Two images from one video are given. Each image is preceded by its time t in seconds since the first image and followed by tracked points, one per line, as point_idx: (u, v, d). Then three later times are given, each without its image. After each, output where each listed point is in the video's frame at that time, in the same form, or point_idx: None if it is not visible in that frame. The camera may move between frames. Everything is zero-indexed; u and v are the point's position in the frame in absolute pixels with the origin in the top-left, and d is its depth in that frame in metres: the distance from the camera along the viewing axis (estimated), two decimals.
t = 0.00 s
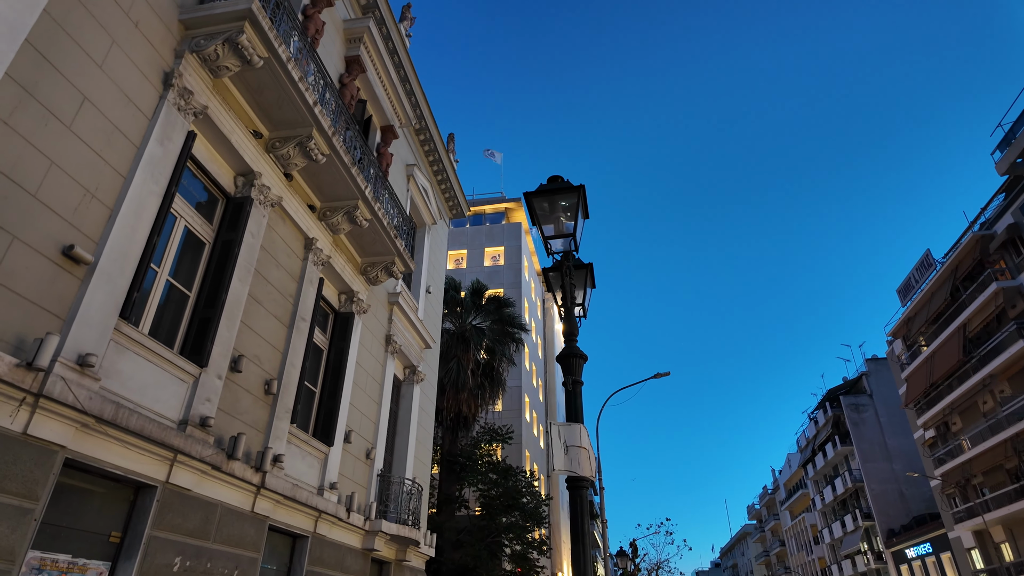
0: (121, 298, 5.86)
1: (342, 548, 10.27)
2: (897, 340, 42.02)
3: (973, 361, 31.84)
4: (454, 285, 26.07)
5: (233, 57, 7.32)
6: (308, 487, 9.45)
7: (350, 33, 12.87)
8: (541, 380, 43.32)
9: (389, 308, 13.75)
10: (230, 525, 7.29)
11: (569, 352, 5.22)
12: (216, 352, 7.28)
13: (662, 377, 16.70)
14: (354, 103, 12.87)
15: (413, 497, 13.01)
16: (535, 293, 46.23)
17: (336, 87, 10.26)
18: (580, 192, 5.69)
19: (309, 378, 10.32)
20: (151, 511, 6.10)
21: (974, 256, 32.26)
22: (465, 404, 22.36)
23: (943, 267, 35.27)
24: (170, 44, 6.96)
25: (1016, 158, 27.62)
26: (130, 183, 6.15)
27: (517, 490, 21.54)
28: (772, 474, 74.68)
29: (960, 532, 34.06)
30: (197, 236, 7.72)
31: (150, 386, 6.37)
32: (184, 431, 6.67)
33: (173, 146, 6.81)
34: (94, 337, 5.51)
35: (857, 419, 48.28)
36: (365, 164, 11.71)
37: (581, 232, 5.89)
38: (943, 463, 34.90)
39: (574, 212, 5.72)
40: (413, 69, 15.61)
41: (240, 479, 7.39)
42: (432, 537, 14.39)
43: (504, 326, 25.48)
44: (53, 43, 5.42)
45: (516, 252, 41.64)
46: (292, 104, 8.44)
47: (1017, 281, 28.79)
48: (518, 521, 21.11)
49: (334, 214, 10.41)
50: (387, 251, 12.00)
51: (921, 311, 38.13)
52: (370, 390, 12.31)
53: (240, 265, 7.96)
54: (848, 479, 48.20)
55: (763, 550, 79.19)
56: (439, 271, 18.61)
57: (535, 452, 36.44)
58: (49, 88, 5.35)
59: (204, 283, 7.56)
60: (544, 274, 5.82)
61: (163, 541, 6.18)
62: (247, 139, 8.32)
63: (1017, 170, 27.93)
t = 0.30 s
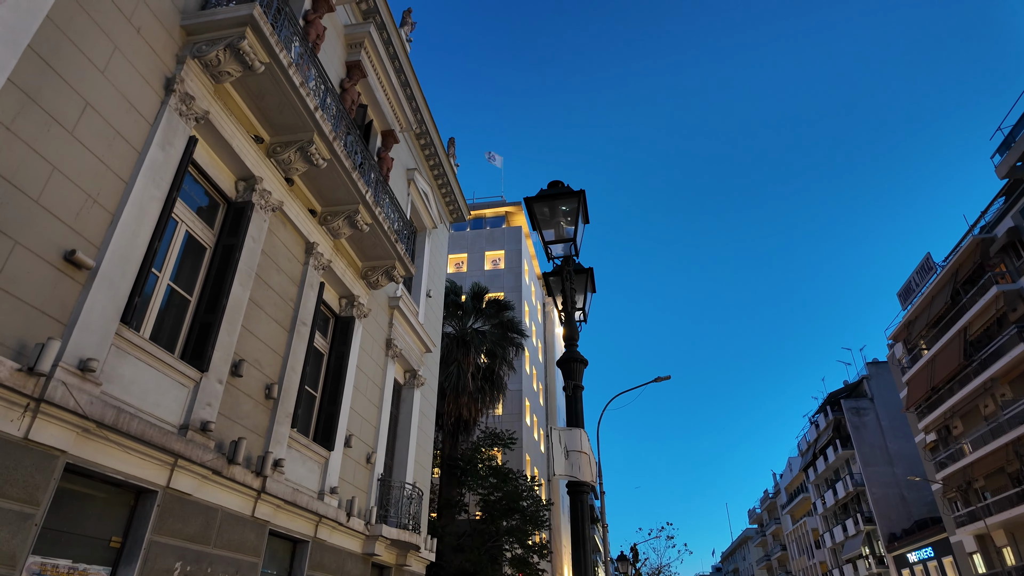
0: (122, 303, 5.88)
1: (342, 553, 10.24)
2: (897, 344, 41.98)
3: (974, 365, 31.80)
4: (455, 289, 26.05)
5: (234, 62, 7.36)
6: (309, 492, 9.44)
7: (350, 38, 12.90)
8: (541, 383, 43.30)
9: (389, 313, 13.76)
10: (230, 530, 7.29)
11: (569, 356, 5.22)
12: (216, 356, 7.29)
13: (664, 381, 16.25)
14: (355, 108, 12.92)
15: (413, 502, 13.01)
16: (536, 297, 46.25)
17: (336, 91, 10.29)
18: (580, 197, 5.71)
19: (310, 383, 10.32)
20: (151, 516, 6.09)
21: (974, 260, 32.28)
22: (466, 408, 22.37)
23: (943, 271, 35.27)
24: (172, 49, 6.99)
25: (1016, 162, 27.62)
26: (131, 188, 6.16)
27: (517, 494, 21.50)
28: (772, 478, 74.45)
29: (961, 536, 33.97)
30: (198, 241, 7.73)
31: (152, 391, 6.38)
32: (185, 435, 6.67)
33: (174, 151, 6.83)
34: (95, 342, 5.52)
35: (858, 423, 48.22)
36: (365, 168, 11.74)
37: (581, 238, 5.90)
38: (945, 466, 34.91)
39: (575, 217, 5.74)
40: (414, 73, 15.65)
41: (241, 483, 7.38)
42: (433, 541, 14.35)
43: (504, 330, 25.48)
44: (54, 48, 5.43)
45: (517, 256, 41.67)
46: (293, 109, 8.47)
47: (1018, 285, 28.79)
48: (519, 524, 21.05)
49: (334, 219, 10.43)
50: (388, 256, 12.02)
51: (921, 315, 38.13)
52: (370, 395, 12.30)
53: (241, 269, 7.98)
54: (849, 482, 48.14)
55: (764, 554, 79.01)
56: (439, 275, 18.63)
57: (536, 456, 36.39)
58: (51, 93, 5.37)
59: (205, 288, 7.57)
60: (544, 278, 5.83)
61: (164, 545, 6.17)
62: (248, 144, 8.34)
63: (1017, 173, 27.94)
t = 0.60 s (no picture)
0: (122, 308, 5.90)
1: (342, 557, 10.22)
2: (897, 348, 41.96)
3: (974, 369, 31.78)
4: (455, 293, 26.07)
5: (234, 68, 7.39)
6: (308, 496, 9.43)
7: (350, 44, 12.96)
8: (541, 387, 43.25)
9: (389, 317, 13.78)
10: (229, 535, 7.29)
11: (568, 361, 5.24)
12: (216, 360, 7.31)
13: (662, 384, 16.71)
14: (355, 113, 12.97)
15: (413, 506, 13.01)
16: (535, 301, 46.25)
17: (336, 96, 10.34)
18: (578, 203, 5.73)
19: (309, 387, 10.32)
20: (150, 521, 6.10)
21: (973, 264, 32.30)
22: (465, 412, 22.36)
23: (943, 275, 35.28)
24: (172, 55, 7.03)
25: (1014, 166, 27.64)
26: (131, 193, 6.19)
27: (517, 498, 21.46)
28: (773, 482, 74.30)
29: (962, 541, 33.88)
30: (198, 245, 7.75)
31: (152, 396, 6.40)
32: (184, 440, 6.68)
33: (174, 156, 6.85)
34: (95, 347, 5.54)
35: (859, 427, 48.16)
36: (365, 173, 11.78)
37: (579, 242, 5.92)
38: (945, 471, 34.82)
39: (573, 222, 5.76)
40: (414, 78, 15.71)
41: (240, 488, 7.39)
42: (433, 546, 14.32)
43: (504, 334, 25.51)
44: (55, 55, 5.46)
45: (517, 260, 41.71)
46: (293, 115, 8.51)
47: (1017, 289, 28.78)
48: (518, 529, 21.01)
49: (334, 223, 10.47)
50: (387, 260, 12.04)
51: (921, 319, 38.12)
52: (370, 399, 12.31)
53: (241, 274, 8.00)
54: (850, 487, 48.06)
55: (765, 559, 78.76)
56: (439, 279, 18.65)
57: (535, 460, 36.32)
58: (52, 99, 5.40)
59: (205, 292, 7.59)
60: (543, 283, 5.84)
61: (163, 550, 6.18)
62: (248, 149, 8.37)
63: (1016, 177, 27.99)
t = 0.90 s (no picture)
0: (120, 308, 5.90)
1: (340, 558, 10.22)
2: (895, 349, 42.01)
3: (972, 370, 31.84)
4: (453, 294, 26.08)
5: (233, 69, 7.40)
6: (306, 496, 9.43)
7: (349, 45, 12.99)
8: (539, 388, 43.26)
9: (388, 318, 13.78)
10: (227, 535, 7.28)
11: (565, 361, 5.26)
12: (215, 360, 7.32)
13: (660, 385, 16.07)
14: (354, 114, 12.99)
15: (411, 507, 13.04)
16: (534, 302, 46.27)
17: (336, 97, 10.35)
18: (576, 204, 5.75)
19: (307, 388, 10.32)
20: (148, 521, 6.10)
21: (972, 266, 32.36)
22: (464, 413, 22.38)
23: (941, 276, 35.33)
24: (172, 56, 7.03)
25: (1012, 168, 27.70)
26: (130, 194, 6.20)
27: (515, 499, 21.47)
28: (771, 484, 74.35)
29: (960, 542, 33.92)
30: (196, 245, 7.75)
31: (150, 395, 6.40)
32: (182, 439, 6.68)
33: (173, 156, 6.86)
34: (93, 347, 5.54)
35: (857, 428, 48.20)
36: (364, 173, 11.79)
37: (577, 243, 5.94)
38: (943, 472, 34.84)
39: (571, 223, 5.78)
40: (413, 79, 15.73)
41: (238, 488, 7.39)
42: (431, 547, 14.31)
43: (503, 335, 25.56)
44: (56, 56, 5.48)
45: (515, 261, 41.73)
46: (292, 115, 8.52)
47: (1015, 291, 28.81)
48: (517, 530, 21.02)
49: (333, 224, 10.48)
50: (386, 261, 12.04)
51: (919, 320, 38.18)
52: (368, 400, 12.31)
53: (239, 274, 8.00)
54: (848, 488, 48.12)
55: (763, 560, 78.76)
56: (438, 280, 18.65)
57: (534, 461, 36.35)
58: (52, 99, 5.41)
59: (203, 293, 7.60)
60: (541, 284, 5.86)
61: (161, 550, 6.18)
62: (247, 150, 8.37)
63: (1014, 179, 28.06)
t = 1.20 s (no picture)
0: (107, 297, 5.87)
1: (329, 549, 10.25)
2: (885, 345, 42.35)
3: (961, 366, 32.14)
4: (446, 287, 26.03)
5: (223, 58, 7.35)
6: (295, 487, 9.44)
7: (342, 36, 12.91)
8: (532, 383, 43.34)
9: (379, 310, 13.77)
10: (215, 525, 7.29)
11: (552, 349, 5.28)
12: (203, 350, 7.31)
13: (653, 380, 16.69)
14: (346, 105, 12.93)
15: (401, 499, 13.10)
16: (527, 297, 46.30)
17: (326, 88, 10.29)
18: (563, 193, 5.78)
19: (297, 379, 10.30)
20: (134, 510, 6.08)
21: (961, 263, 32.57)
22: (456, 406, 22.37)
23: (930, 273, 35.56)
24: (160, 45, 6.98)
25: (1002, 165, 27.88)
26: (118, 182, 6.16)
27: (506, 492, 21.54)
28: (762, 478, 74.95)
29: (946, 536, 34.33)
30: (185, 235, 7.72)
31: (137, 385, 6.39)
32: (169, 429, 6.66)
33: (161, 146, 6.82)
34: (78, 335, 5.52)
35: (847, 423, 48.59)
36: (355, 165, 11.74)
37: (564, 231, 5.93)
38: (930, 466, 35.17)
39: (558, 213, 5.79)
40: (405, 71, 15.66)
41: (226, 477, 7.39)
42: (421, 538, 14.35)
43: (496, 330, 25.51)
44: (42, 42, 5.44)
45: (508, 255, 41.71)
46: (282, 106, 8.49)
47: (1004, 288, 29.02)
48: (507, 522, 21.09)
49: (324, 215, 10.46)
50: (377, 253, 12.00)
51: (909, 317, 38.44)
52: (359, 392, 12.32)
53: (229, 265, 7.97)
54: (837, 482, 48.58)
55: (753, 554, 79.56)
56: (429, 272, 18.62)
57: (526, 455, 36.46)
58: (39, 87, 5.38)
59: (192, 283, 7.58)
60: (530, 273, 5.86)
61: (147, 538, 6.17)
62: (237, 140, 8.32)
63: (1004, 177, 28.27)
